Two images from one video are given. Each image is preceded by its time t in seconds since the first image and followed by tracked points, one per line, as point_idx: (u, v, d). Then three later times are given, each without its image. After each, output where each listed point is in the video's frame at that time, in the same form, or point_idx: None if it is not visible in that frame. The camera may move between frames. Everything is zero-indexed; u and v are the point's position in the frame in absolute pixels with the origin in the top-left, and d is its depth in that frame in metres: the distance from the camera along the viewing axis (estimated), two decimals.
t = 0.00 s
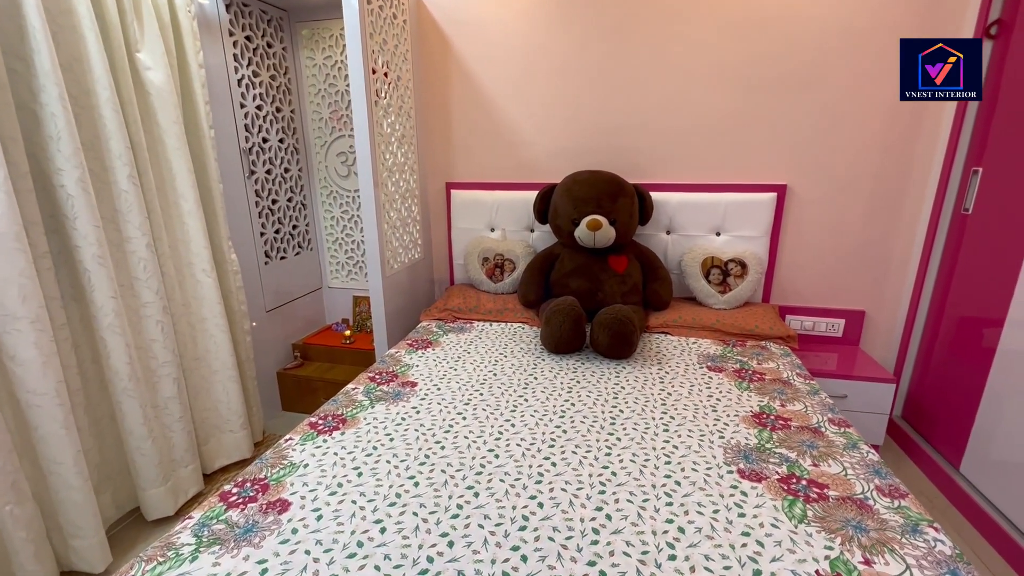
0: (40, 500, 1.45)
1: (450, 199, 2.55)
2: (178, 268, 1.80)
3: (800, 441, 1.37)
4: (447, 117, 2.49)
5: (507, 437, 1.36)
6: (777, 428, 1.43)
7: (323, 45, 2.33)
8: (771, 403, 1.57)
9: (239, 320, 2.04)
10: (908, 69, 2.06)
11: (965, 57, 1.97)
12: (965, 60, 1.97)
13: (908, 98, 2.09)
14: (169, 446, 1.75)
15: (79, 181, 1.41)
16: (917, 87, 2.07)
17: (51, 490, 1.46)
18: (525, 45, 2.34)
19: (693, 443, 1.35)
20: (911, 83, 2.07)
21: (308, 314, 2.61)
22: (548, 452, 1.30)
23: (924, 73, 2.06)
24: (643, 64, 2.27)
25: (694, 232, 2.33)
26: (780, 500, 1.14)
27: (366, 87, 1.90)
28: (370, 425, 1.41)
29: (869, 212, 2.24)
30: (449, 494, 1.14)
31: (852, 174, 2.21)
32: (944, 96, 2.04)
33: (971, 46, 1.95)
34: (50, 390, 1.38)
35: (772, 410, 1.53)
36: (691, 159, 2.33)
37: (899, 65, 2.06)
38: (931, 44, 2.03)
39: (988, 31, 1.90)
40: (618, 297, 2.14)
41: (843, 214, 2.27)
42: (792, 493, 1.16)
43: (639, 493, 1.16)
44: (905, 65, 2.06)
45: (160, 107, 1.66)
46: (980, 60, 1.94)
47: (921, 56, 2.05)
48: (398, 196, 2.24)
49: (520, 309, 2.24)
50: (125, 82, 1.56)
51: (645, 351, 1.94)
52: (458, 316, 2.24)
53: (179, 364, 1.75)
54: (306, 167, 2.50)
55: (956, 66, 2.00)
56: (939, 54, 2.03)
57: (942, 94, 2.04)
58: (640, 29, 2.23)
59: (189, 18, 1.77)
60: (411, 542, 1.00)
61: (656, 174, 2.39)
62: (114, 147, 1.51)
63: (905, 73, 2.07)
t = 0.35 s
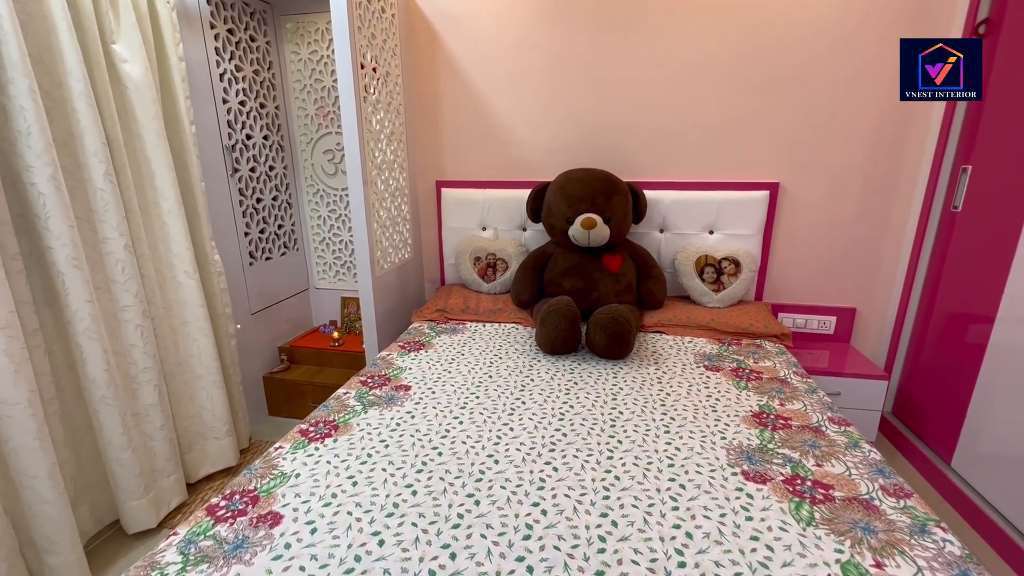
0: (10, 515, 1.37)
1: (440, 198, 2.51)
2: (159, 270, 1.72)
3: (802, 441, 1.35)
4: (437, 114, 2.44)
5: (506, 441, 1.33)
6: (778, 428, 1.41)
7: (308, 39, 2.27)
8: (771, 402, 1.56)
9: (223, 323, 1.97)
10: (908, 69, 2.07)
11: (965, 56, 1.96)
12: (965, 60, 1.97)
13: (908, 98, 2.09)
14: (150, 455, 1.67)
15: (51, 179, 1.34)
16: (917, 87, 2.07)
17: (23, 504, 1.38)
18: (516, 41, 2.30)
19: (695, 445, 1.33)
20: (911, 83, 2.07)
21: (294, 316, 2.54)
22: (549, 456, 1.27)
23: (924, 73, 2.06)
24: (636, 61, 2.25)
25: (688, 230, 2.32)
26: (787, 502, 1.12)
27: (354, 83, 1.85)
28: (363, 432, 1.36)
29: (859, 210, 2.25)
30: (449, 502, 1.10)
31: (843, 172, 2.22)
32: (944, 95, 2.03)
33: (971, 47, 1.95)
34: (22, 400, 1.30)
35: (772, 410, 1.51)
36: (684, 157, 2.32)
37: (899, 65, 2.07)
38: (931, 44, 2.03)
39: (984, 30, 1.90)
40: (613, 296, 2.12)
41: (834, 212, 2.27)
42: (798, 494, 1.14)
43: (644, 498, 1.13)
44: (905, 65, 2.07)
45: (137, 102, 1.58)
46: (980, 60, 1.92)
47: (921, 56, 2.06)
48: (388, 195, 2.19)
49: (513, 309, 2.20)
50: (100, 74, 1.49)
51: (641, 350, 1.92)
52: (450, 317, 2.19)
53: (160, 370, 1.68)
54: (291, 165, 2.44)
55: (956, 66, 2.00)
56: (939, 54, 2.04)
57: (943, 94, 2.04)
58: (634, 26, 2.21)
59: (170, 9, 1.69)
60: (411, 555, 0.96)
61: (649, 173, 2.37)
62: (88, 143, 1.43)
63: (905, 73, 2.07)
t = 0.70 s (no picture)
0: None
1: (431, 198, 2.42)
2: (135, 277, 1.61)
3: (819, 447, 1.32)
4: (428, 112, 2.36)
5: (517, 456, 1.26)
6: (793, 435, 1.38)
7: (290, 33, 2.17)
8: (782, 407, 1.52)
9: (204, 332, 1.85)
10: (908, 69, 2.06)
11: (964, 56, 1.94)
12: (965, 60, 1.95)
13: (908, 99, 2.09)
14: (127, 476, 1.55)
15: (13, 180, 1.21)
16: (917, 87, 2.06)
17: None
18: (510, 36, 2.23)
19: (712, 455, 1.29)
20: (911, 83, 2.07)
21: (278, 322, 2.42)
22: (563, 471, 1.21)
23: (924, 73, 2.05)
24: (633, 58, 2.20)
25: (686, 230, 2.28)
26: (815, 515, 1.08)
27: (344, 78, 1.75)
28: (363, 449, 1.27)
29: (855, 210, 2.25)
30: (463, 526, 1.02)
31: (840, 171, 2.21)
32: (944, 95, 2.02)
33: (971, 47, 1.93)
34: None
35: (784, 415, 1.48)
36: (681, 156, 2.28)
37: (898, 64, 2.06)
38: (931, 44, 2.02)
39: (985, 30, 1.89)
40: (612, 299, 2.07)
41: (831, 212, 2.26)
42: (824, 506, 1.10)
43: (667, 514, 1.08)
44: (905, 65, 2.06)
45: (109, 96, 1.46)
46: (980, 60, 1.91)
47: (921, 56, 2.05)
48: (378, 196, 2.10)
49: (510, 313, 2.13)
50: (67, 66, 1.36)
51: (644, 354, 1.87)
52: (445, 322, 2.11)
53: (138, 385, 1.56)
54: (274, 165, 2.33)
55: (956, 66, 1.98)
56: (939, 54, 2.02)
57: (943, 94, 2.02)
58: (630, 22, 2.16)
59: None
60: None
61: (646, 172, 2.32)
62: (54, 140, 1.31)
63: (905, 73, 2.06)
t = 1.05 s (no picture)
0: None
1: (422, 201, 2.34)
2: (109, 288, 1.50)
3: (834, 455, 1.29)
4: (419, 112, 2.28)
5: (527, 473, 1.20)
6: (806, 443, 1.35)
7: (273, 28, 2.07)
8: (791, 413, 1.50)
9: (185, 345, 1.75)
10: (908, 69, 2.06)
11: (965, 56, 1.92)
12: (965, 60, 1.93)
13: (908, 98, 2.09)
14: (104, 503, 1.45)
15: None
16: (917, 87, 2.06)
17: None
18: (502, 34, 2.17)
19: (727, 466, 1.25)
20: (911, 83, 2.07)
21: (263, 331, 2.32)
22: (577, 488, 1.16)
23: (924, 73, 2.05)
24: (629, 57, 2.16)
25: (683, 233, 2.25)
26: (840, 529, 1.05)
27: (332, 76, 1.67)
28: (364, 470, 1.20)
29: (849, 211, 2.25)
30: (478, 554, 0.96)
31: (834, 173, 2.21)
32: (944, 95, 2.00)
33: (971, 46, 1.91)
34: None
35: (795, 422, 1.45)
36: (677, 157, 2.25)
37: (898, 65, 2.06)
38: (931, 44, 2.02)
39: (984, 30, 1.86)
40: (611, 303, 2.02)
41: (825, 213, 2.26)
42: (847, 519, 1.08)
43: (690, 533, 1.03)
44: (905, 65, 2.06)
45: (78, 94, 1.35)
46: (979, 60, 1.88)
47: (921, 56, 2.04)
48: (369, 199, 2.01)
49: (506, 319, 2.07)
50: (32, 61, 1.26)
51: (646, 360, 1.83)
52: (440, 329, 2.04)
53: (114, 403, 1.46)
54: (256, 166, 2.23)
55: (956, 66, 1.96)
56: (940, 54, 2.01)
57: (943, 94, 2.01)
58: (627, 21, 2.12)
59: None
60: None
61: (642, 174, 2.29)
62: (18, 142, 1.20)
63: (905, 74, 2.07)
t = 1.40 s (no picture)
0: None
1: (408, 202, 2.27)
2: (76, 299, 1.39)
3: (840, 453, 1.29)
4: (403, 110, 2.21)
5: (535, 483, 1.16)
6: (811, 441, 1.34)
7: (247, 22, 1.98)
8: (791, 411, 1.49)
9: (160, 357, 1.64)
10: (908, 70, 2.07)
11: (964, 56, 1.90)
12: (965, 60, 1.90)
13: (908, 98, 2.09)
14: (75, 531, 1.34)
15: None
16: (917, 87, 2.06)
17: None
18: (490, 30, 2.11)
19: (737, 468, 1.23)
20: (911, 83, 2.07)
21: (241, 340, 2.21)
22: (589, 497, 1.12)
23: (925, 73, 2.04)
24: (618, 55, 2.13)
25: (673, 232, 2.24)
26: (857, 529, 1.04)
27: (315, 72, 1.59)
28: (363, 487, 1.13)
29: (834, 208, 2.28)
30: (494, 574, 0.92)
31: (819, 171, 2.23)
32: (944, 95, 1.99)
33: (971, 46, 1.88)
34: None
35: (797, 420, 1.45)
36: (666, 156, 2.24)
37: (898, 66, 2.08)
38: (931, 44, 2.01)
39: (983, 29, 1.83)
40: (605, 304, 1.99)
41: (810, 210, 2.29)
42: (862, 519, 1.07)
43: (709, 541, 1.01)
44: (905, 65, 2.07)
45: (37, 89, 1.24)
46: (979, 59, 1.85)
47: (921, 56, 2.04)
48: (353, 201, 1.94)
49: (498, 322, 2.02)
50: None
51: (643, 361, 1.81)
52: (430, 334, 1.97)
53: (83, 424, 1.35)
54: (231, 167, 2.12)
55: (956, 66, 1.93)
56: (940, 54, 2.00)
57: (942, 94, 1.99)
58: (615, 18, 2.09)
59: None
60: None
61: (631, 172, 2.27)
62: None
63: (905, 74, 2.07)
